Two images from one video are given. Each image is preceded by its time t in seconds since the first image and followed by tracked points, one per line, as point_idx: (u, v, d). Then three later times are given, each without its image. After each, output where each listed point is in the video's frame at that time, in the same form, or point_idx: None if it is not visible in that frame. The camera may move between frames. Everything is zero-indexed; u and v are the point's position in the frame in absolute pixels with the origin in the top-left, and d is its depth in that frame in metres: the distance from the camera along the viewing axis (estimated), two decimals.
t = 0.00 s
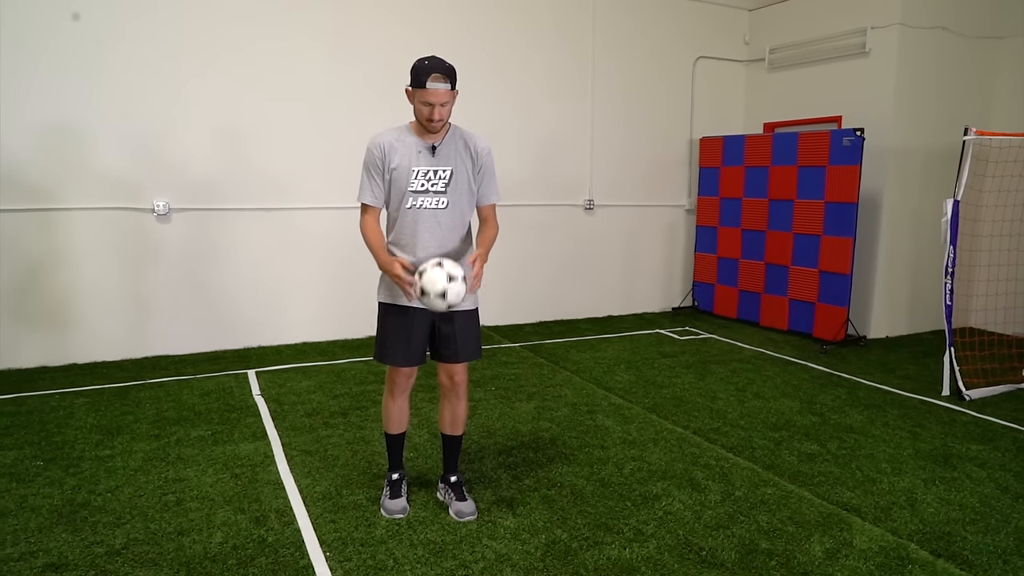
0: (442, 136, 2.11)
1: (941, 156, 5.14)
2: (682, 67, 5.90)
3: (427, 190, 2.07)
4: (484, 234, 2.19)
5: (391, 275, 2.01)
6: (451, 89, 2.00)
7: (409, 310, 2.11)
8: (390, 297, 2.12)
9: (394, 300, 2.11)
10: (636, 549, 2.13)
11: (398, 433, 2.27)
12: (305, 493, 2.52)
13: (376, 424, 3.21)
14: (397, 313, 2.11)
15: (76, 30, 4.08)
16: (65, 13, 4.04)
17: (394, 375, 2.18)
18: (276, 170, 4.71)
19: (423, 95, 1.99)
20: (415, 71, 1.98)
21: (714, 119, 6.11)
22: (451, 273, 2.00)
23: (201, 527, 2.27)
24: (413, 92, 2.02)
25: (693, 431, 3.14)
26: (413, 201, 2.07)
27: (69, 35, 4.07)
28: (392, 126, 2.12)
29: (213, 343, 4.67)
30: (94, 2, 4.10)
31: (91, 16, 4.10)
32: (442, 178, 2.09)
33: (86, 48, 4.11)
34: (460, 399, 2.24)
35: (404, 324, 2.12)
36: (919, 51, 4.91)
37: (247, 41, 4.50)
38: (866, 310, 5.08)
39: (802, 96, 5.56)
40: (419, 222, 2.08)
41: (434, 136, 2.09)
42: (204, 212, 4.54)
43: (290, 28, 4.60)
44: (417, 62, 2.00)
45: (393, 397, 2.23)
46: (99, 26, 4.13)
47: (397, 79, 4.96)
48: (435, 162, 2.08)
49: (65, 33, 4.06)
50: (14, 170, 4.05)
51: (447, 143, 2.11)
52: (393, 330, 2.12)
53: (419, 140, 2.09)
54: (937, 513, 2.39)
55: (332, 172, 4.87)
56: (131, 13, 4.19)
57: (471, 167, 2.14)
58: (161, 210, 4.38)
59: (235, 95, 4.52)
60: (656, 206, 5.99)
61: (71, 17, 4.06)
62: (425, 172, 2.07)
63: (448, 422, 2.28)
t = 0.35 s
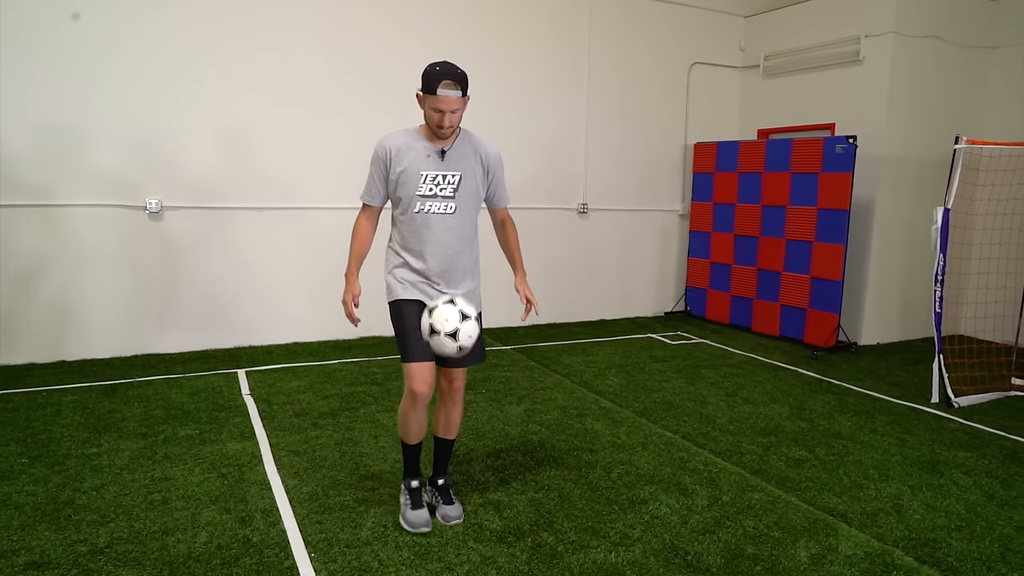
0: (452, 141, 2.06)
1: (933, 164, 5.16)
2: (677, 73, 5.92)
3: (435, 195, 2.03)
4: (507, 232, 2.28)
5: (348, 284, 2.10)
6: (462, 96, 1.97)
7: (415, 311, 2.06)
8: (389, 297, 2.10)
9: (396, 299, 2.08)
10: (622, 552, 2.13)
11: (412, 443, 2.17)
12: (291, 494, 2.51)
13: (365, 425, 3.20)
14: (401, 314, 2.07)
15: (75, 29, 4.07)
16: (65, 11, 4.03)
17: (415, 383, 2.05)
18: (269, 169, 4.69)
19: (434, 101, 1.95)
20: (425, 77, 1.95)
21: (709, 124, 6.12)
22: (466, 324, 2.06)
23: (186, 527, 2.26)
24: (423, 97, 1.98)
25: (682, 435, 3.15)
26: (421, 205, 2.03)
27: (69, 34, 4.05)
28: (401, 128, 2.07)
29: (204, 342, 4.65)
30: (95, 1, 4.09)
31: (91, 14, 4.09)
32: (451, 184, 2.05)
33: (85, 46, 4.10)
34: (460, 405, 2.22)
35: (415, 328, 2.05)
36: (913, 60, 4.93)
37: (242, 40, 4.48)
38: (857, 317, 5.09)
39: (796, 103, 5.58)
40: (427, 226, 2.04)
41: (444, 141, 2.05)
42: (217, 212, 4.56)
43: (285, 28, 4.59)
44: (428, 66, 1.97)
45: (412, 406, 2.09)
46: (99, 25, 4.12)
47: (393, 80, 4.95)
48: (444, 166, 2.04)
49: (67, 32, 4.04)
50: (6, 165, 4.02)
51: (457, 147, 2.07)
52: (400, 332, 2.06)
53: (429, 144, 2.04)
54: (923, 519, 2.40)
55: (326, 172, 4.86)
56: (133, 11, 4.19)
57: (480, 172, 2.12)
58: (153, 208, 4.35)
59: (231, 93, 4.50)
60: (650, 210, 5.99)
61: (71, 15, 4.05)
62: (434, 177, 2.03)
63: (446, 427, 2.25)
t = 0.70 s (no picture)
0: (460, 148, 2.07)
1: (928, 171, 5.19)
2: (674, 79, 5.94)
3: (442, 201, 2.04)
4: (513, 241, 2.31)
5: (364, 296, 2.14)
6: (471, 108, 1.97)
7: (422, 317, 2.07)
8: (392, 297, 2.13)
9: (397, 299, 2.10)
10: (618, 557, 2.13)
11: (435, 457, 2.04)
12: (288, 499, 2.50)
13: (361, 430, 3.20)
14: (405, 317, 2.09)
15: (74, 29, 4.07)
16: (65, 12, 4.03)
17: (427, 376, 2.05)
18: (266, 173, 4.69)
19: (442, 113, 1.96)
20: (434, 88, 1.95)
21: (705, 130, 6.15)
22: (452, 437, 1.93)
23: (182, 532, 2.26)
24: (432, 108, 1.99)
25: (679, 440, 3.15)
26: (428, 211, 2.04)
27: (69, 35, 4.05)
28: (410, 134, 2.08)
29: (201, 347, 4.64)
30: (94, 2, 4.10)
31: (91, 15, 4.09)
32: (458, 190, 2.06)
33: (84, 49, 4.10)
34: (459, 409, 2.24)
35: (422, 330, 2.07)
36: (907, 66, 4.96)
37: (241, 45, 4.49)
38: (853, 322, 5.11)
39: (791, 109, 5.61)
40: (432, 232, 2.05)
41: (454, 148, 2.06)
42: (216, 216, 4.57)
43: (283, 33, 4.60)
44: (437, 78, 1.97)
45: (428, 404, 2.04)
46: (99, 27, 4.12)
47: (390, 85, 4.95)
48: (451, 173, 2.05)
49: (66, 32, 4.05)
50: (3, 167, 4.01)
51: (465, 154, 2.08)
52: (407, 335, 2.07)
53: (436, 151, 2.05)
54: (918, 524, 2.41)
55: (323, 177, 4.86)
56: (135, 14, 4.20)
57: (488, 179, 2.12)
58: (149, 212, 4.34)
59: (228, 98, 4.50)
60: (646, 215, 6.01)
61: (71, 17, 4.05)
62: (441, 183, 2.04)
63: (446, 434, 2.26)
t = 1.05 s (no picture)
0: (474, 143, 2.10)
1: (926, 166, 5.20)
2: (673, 73, 5.94)
3: (454, 195, 2.06)
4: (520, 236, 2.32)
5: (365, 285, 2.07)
6: (477, 102, 2.00)
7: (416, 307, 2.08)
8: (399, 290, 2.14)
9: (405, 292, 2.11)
10: (623, 549, 2.14)
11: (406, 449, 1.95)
12: (293, 491, 2.51)
13: (365, 423, 3.20)
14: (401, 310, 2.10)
15: (75, 29, 4.05)
16: (64, 11, 4.01)
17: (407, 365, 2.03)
18: (266, 167, 4.67)
19: (448, 106, 2.00)
20: (442, 82, 2.00)
21: (704, 124, 6.15)
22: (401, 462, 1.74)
23: (188, 524, 2.27)
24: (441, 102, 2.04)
25: (681, 434, 3.17)
26: (440, 205, 2.06)
27: (67, 34, 4.03)
28: (425, 129, 2.11)
29: (203, 340, 4.63)
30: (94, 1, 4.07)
31: (89, 13, 4.07)
32: (471, 185, 2.08)
33: (83, 47, 4.08)
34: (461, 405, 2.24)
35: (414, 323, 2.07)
36: (906, 62, 4.97)
37: (242, 37, 4.47)
38: (851, 317, 5.13)
39: (791, 104, 5.62)
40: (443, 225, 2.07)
41: (464, 143, 2.08)
42: (219, 209, 4.56)
43: (283, 26, 4.58)
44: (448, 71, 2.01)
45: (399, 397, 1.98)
46: (98, 24, 4.10)
47: (390, 79, 4.94)
48: (464, 168, 2.07)
49: (64, 33, 4.02)
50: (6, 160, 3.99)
51: (479, 149, 2.10)
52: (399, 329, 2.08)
53: (450, 146, 2.08)
54: (919, 517, 2.43)
55: (324, 170, 4.85)
56: (140, 14, 4.19)
57: (501, 175, 2.14)
58: (149, 206, 4.33)
59: (229, 91, 4.49)
60: (645, 210, 6.02)
61: (69, 15, 4.02)
62: (454, 177, 2.06)
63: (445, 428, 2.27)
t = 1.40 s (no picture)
0: (535, 125, 2.09)
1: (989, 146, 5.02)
2: (722, 52, 5.83)
3: (515, 177, 2.08)
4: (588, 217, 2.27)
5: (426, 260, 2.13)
6: (527, 83, 1.98)
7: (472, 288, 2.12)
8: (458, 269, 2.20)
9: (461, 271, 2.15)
10: (683, 531, 2.15)
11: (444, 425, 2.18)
12: (354, 468, 2.57)
13: (418, 404, 3.26)
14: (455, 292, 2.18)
15: (75, 30, 4.03)
16: (64, 13, 4.00)
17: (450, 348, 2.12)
18: (315, 151, 4.74)
19: (501, 90, 2.01)
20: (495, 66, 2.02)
21: (754, 105, 6.03)
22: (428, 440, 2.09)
23: (256, 498, 2.34)
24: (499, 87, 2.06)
25: (735, 418, 3.15)
26: (500, 186, 2.08)
27: (70, 34, 4.03)
28: (490, 111, 2.14)
29: (256, 321, 4.75)
30: (94, 1, 4.06)
31: (90, 15, 4.05)
32: (532, 167, 2.08)
33: (81, 48, 4.06)
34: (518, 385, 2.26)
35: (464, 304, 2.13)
36: (969, 38, 4.79)
37: (292, 23, 4.53)
38: (907, 302, 5.01)
39: (845, 83, 5.47)
40: (501, 206, 2.09)
41: (526, 125, 2.07)
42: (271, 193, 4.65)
43: (326, 12, 4.61)
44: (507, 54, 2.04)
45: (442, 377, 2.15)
46: (99, 26, 4.08)
47: (433, 63, 4.95)
48: (525, 150, 2.08)
49: (142, 11, 4.17)
50: (55, 149, 4.10)
51: (541, 131, 2.10)
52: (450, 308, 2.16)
53: (511, 128, 2.08)
54: (985, 506, 2.38)
55: (370, 154, 4.89)
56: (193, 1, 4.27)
57: (564, 157, 2.13)
58: (205, 189, 4.44)
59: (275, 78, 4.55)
60: (693, 192, 5.95)
61: (70, 17, 4.01)
62: (514, 159, 2.07)
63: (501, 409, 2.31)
